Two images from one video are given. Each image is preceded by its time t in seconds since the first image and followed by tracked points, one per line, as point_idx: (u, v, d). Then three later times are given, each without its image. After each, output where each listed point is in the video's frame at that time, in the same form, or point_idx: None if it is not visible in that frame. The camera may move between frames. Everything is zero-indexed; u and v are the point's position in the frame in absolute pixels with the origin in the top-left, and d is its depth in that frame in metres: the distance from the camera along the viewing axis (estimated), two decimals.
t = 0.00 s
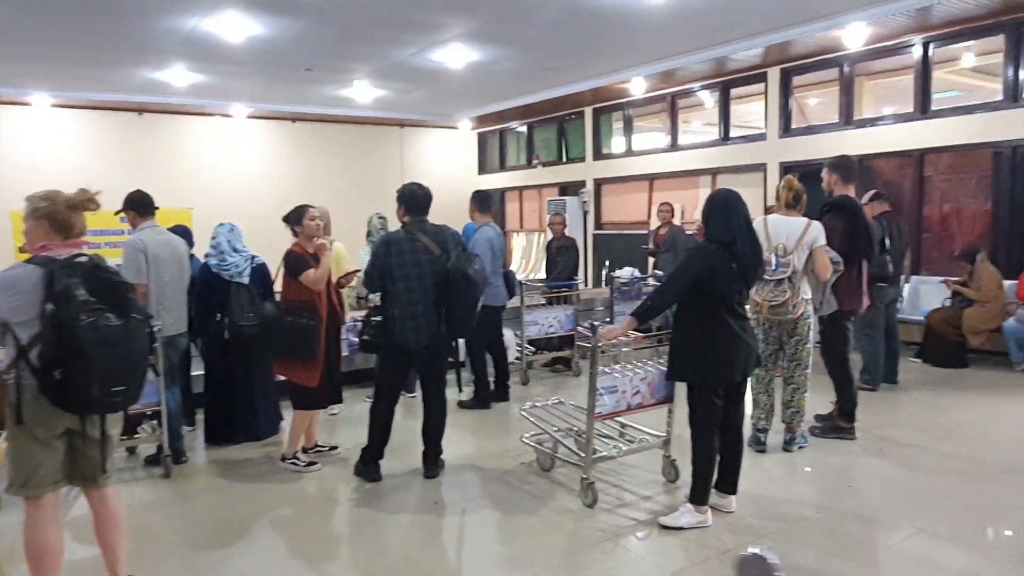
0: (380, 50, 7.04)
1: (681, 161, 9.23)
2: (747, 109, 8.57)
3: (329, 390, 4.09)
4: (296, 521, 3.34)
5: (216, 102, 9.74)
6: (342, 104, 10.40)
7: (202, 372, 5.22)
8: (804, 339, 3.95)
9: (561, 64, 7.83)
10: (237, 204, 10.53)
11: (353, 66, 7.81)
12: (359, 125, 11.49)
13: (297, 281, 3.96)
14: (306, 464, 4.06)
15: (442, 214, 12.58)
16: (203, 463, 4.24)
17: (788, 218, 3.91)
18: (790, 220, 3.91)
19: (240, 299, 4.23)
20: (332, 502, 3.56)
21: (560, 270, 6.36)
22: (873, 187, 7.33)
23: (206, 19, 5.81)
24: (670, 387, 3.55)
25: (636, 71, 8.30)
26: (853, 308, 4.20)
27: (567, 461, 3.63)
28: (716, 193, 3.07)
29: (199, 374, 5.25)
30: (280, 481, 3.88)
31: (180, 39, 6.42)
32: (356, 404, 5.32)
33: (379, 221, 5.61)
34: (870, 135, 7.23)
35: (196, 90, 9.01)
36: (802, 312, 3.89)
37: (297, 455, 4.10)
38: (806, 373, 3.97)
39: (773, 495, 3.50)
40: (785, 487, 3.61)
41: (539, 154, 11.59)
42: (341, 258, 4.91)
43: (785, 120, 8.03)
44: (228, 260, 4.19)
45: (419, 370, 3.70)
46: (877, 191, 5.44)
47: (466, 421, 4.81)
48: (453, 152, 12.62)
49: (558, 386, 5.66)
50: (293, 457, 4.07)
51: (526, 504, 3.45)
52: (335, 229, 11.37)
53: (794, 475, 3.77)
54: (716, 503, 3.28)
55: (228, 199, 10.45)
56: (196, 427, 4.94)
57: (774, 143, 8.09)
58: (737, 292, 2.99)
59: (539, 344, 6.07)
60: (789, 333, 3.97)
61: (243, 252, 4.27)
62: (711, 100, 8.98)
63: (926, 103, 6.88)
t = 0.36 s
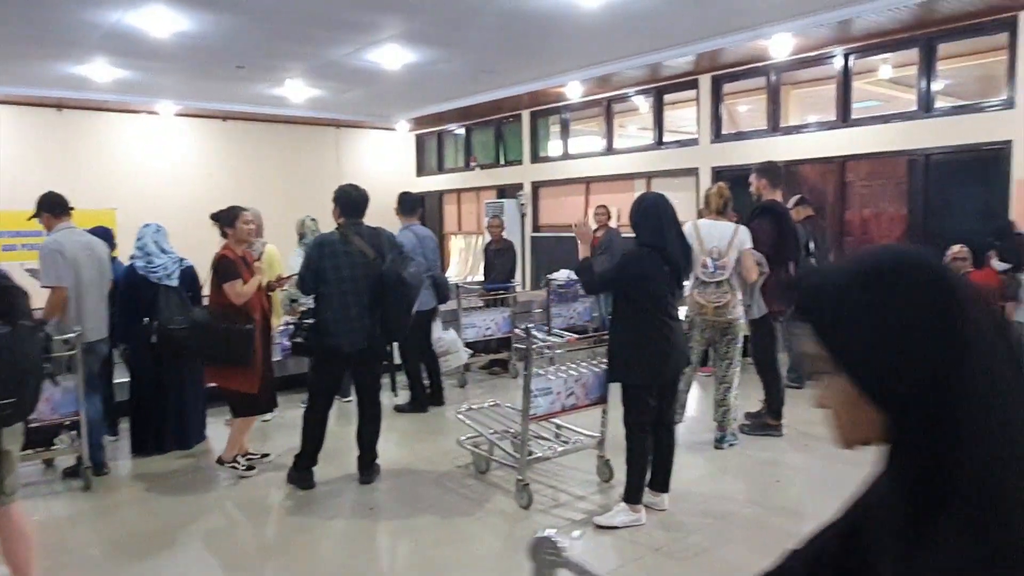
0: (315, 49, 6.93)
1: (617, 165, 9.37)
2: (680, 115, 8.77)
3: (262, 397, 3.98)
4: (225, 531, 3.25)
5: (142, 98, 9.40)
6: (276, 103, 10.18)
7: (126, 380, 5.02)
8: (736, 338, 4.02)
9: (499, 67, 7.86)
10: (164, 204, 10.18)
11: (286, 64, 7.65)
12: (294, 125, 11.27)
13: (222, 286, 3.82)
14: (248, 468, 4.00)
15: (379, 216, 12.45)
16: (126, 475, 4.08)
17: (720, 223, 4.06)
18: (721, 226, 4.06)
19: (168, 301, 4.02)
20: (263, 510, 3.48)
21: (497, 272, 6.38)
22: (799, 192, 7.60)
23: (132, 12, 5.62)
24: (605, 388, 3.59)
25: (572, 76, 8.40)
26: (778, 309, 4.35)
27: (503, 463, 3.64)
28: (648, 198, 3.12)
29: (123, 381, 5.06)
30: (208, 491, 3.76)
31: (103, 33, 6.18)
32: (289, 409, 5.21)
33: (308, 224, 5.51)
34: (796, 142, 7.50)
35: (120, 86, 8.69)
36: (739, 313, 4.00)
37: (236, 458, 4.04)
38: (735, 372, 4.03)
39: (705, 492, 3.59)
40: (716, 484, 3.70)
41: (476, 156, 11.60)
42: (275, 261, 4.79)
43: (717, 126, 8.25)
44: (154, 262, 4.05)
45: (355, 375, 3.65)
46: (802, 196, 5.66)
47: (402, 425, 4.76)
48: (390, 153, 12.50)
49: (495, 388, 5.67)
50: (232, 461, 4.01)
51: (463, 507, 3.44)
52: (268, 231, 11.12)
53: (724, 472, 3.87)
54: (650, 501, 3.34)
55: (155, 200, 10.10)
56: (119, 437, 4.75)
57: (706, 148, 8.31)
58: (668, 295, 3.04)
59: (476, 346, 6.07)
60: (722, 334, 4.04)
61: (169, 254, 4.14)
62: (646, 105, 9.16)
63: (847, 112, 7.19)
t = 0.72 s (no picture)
0: (247, 45, 6.76)
1: (555, 167, 9.45)
2: (617, 119, 8.91)
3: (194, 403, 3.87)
4: (151, 543, 3.14)
5: (63, 92, 8.99)
6: (207, 100, 9.88)
7: (45, 387, 4.81)
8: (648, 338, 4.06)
9: (437, 68, 7.83)
10: (88, 203, 9.77)
11: (217, 60, 7.44)
12: (226, 122, 10.97)
13: (151, 288, 3.67)
14: (185, 475, 3.92)
15: (315, 216, 12.24)
16: (44, 486, 3.90)
17: (632, 226, 4.08)
18: (633, 228, 4.09)
19: (90, 304, 3.85)
20: (192, 520, 3.37)
21: (435, 274, 6.36)
22: (731, 196, 7.82)
23: (50, 2, 5.36)
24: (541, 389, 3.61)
25: (511, 78, 8.43)
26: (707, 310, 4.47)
27: (441, 465, 3.63)
28: (584, 200, 3.17)
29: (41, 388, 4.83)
30: (132, 502, 3.63)
31: (19, 23, 5.88)
32: (220, 415, 5.07)
33: (235, 225, 5.38)
34: (728, 147, 7.71)
35: (38, 79, 8.29)
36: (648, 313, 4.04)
37: (170, 472, 3.89)
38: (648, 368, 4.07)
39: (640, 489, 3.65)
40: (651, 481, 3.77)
41: (415, 157, 11.53)
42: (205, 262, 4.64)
43: (652, 130, 8.41)
44: (75, 263, 3.89)
45: (287, 379, 3.57)
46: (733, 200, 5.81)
47: (338, 429, 4.70)
48: (326, 153, 12.30)
49: (433, 391, 5.65)
50: (167, 475, 3.86)
51: (401, 511, 3.41)
52: (199, 230, 10.80)
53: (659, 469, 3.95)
54: (586, 500, 3.38)
55: (78, 198, 9.68)
56: (37, 447, 4.54)
57: (642, 152, 8.45)
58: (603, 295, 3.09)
59: (414, 348, 6.04)
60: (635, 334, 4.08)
61: (93, 255, 3.98)
62: (583, 108, 9.26)
63: (775, 118, 7.41)
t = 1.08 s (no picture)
0: (183, 42, 6.56)
1: (498, 171, 9.48)
2: (560, 124, 8.99)
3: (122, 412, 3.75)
4: (79, 560, 3.02)
5: None
6: (140, 97, 9.55)
7: None
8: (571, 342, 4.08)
9: (380, 70, 7.75)
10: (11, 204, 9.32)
11: (151, 57, 7.21)
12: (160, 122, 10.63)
13: (80, 294, 3.51)
14: (114, 487, 3.80)
15: (254, 219, 11.98)
16: None
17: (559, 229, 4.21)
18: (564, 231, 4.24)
19: (13, 311, 3.73)
20: (123, 534, 3.26)
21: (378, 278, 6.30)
22: (670, 200, 7.98)
23: None
24: (483, 393, 3.62)
25: (455, 81, 8.41)
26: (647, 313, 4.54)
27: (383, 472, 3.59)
28: (524, 202, 3.15)
29: None
30: (58, 518, 3.49)
31: None
32: (153, 424, 4.91)
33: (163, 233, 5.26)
34: (668, 153, 7.87)
35: None
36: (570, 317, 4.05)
37: (98, 485, 3.77)
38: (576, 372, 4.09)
39: (583, 492, 3.69)
40: (593, 483, 3.81)
41: (358, 160, 11.40)
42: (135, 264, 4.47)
43: (594, 135, 8.52)
44: None
45: (225, 385, 3.49)
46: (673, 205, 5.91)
47: (278, 436, 4.61)
48: (265, 153, 12.05)
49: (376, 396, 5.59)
50: (95, 487, 3.74)
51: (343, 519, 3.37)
52: (132, 233, 10.44)
53: (601, 471, 4.00)
54: (528, 504, 3.40)
55: None
56: None
57: (584, 157, 8.55)
58: (546, 298, 3.11)
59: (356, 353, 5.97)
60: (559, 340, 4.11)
61: (18, 260, 3.81)
62: (527, 113, 9.31)
63: (714, 126, 7.60)
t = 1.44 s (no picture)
0: (130, 40, 6.40)
1: (455, 174, 9.47)
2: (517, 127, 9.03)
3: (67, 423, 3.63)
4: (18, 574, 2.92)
5: None
6: (85, 96, 9.28)
7: None
8: (537, 345, 4.13)
9: (335, 71, 7.69)
10: None
11: (97, 55, 7.02)
12: (107, 121, 10.35)
13: (19, 300, 3.40)
14: (58, 498, 3.70)
15: (206, 221, 11.76)
16: None
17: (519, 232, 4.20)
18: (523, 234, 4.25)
19: None
20: (66, 546, 3.17)
21: (334, 282, 6.24)
22: (625, 203, 8.08)
23: None
24: (440, 396, 3.60)
25: (411, 83, 8.37)
26: (602, 315, 4.58)
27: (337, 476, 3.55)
28: (479, 206, 3.19)
29: None
30: None
31: None
32: (100, 431, 4.78)
33: (110, 241, 5.14)
34: (624, 157, 7.96)
35: None
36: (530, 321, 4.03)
37: (41, 496, 3.67)
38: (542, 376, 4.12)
39: (539, 493, 3.71)
40: (550, 485, 3.83)
41: (313, 163, 11.27)
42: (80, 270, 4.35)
43: (551, 139, 8.57)
44: None
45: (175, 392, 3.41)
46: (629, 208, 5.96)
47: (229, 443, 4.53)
48: (218, 155, 11.82)
49: (332, 400, 5.54)
50: (38, 499, 3.64)
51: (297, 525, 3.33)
52: (78, 235, 10.15)
53: (558, 473, 4.02)
54: (485, 506, 3.40)
55: None
56: None
57: (541, 160, 8.60)
58: (500, 297, 3.11)
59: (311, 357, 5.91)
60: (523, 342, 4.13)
61: None
62: (484, 116, 9.32)
63: (668, 130, 7.72)
